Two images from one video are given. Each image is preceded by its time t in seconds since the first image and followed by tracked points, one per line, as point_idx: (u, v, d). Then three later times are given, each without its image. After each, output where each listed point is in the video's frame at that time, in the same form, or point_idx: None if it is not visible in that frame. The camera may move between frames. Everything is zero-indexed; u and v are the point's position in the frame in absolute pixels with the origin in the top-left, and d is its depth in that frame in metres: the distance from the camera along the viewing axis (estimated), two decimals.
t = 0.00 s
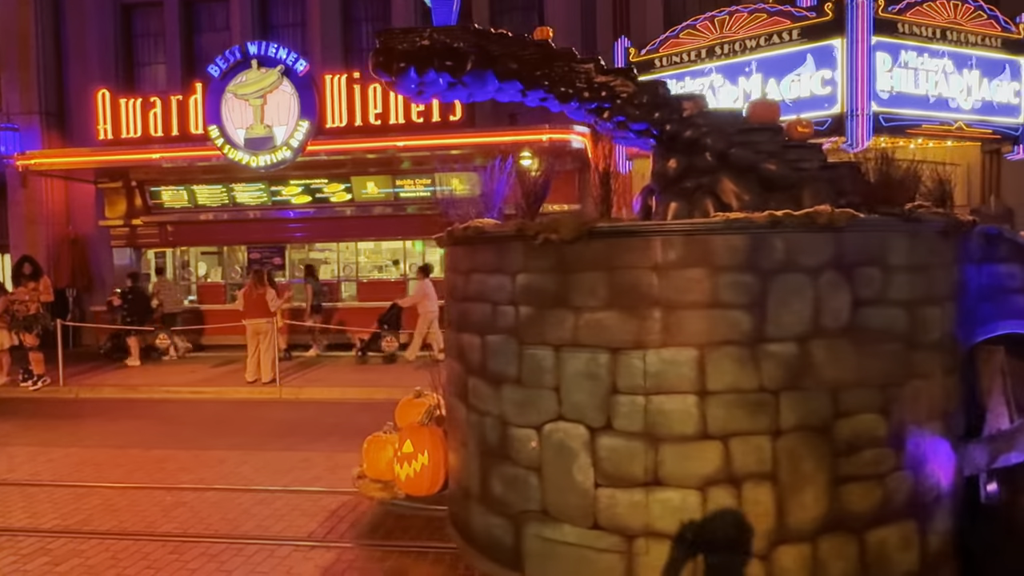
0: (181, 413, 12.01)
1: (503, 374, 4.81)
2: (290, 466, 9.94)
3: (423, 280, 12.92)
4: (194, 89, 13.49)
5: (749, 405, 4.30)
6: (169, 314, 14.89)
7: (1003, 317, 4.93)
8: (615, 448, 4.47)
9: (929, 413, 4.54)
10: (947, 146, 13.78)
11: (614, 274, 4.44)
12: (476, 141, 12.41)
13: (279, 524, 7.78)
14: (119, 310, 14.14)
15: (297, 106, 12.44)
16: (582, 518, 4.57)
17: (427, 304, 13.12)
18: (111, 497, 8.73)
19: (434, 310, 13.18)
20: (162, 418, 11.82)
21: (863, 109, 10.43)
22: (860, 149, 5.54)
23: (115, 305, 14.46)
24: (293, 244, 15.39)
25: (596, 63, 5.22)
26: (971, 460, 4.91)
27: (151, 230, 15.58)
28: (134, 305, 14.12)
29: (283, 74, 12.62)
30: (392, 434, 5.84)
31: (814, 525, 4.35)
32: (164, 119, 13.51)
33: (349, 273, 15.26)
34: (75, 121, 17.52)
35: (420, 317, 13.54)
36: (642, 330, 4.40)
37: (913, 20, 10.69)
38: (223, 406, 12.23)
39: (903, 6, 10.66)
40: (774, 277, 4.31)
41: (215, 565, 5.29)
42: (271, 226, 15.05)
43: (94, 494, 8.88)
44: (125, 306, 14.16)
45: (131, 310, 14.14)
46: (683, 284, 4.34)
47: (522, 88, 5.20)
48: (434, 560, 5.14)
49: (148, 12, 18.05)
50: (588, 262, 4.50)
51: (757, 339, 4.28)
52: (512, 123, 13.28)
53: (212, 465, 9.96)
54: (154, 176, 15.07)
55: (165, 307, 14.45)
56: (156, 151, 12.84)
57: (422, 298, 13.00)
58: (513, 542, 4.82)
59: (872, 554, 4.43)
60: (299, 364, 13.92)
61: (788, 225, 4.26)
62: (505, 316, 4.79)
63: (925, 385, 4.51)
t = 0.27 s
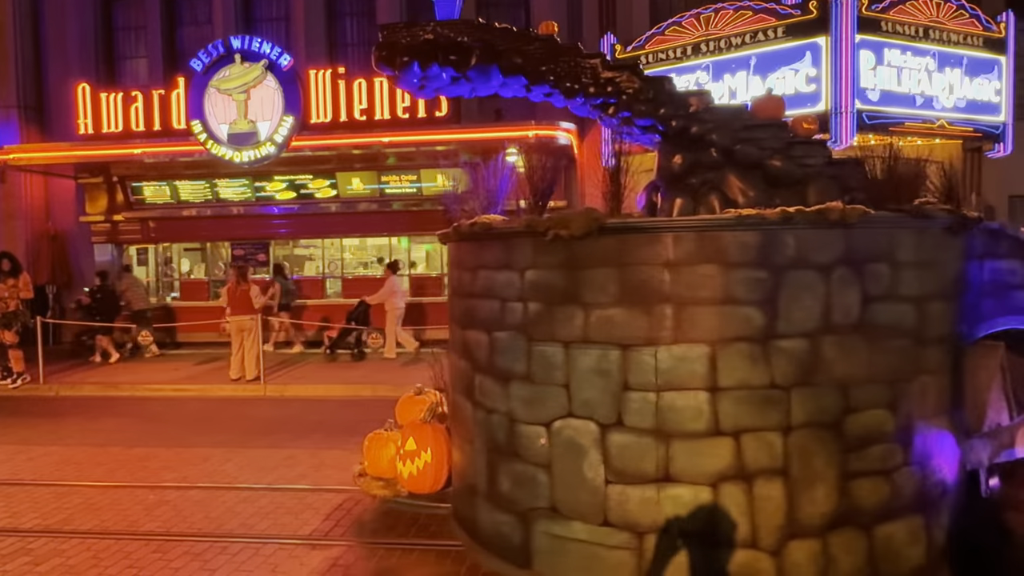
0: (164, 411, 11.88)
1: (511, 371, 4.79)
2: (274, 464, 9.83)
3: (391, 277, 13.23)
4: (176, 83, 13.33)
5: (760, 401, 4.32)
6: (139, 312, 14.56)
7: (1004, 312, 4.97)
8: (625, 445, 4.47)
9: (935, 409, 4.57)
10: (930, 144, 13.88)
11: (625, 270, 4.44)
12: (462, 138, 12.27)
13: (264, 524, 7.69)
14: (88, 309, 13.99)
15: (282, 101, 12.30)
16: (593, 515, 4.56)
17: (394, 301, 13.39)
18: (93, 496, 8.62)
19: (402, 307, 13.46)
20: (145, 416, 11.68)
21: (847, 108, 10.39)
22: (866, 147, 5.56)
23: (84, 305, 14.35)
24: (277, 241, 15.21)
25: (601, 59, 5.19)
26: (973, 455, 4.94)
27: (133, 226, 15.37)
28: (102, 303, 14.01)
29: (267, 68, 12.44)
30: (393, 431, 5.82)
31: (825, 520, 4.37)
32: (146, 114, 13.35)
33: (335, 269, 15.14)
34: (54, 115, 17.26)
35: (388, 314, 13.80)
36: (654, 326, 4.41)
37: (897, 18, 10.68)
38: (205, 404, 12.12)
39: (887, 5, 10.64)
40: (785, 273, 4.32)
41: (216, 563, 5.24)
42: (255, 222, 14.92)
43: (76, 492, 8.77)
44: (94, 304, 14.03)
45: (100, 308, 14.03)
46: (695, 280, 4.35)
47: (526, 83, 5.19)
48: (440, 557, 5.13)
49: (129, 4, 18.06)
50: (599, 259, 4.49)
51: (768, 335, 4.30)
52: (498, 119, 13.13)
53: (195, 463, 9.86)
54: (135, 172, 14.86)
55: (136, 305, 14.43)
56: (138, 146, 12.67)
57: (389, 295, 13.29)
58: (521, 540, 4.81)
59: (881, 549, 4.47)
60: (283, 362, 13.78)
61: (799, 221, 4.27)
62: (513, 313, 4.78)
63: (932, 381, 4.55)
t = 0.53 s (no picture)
0: (142, 410, 11.74)
1: (516, 369, 4.78)
2: (256, 464, 9.73)
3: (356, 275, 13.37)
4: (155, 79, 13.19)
5: (767, 398, 4.33)
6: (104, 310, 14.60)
7: (1001, 310, 5.02)
8: (633, 442, 4.48)
9: (938, 405, 4.61)
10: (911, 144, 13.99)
11: (633, 268, 4.44)
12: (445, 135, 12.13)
13: (243, 523, 7.60)
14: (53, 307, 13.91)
15: (263, 97, 12.13)
16: (599, 513, 4.57)
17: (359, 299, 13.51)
18: (70, 496, 8.49)
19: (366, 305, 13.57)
20: (123, 416, 11.53)
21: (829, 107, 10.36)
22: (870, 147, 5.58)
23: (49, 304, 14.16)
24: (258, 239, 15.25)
25: (604, 55, 5.17)
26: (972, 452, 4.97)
27: (111, 224, 15.13)
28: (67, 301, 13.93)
29: (247, 64, 12.29)
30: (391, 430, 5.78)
31: (830, 516, 4.39)
32: (124, 109, 13.22)
33: (316, 267, 15.19)
34: (30, 110, 17.24)
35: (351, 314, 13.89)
36: (661, 324, 4.41)
37: (876, 19, 10.59)
38: (184, 404, 11.98)
39: (867, 4, 10.52)
40: (793, 271, 4.34)
41: (217, 564, 5.18)
42: (236, 220, 14.81)
43: (54, 493, 8.64)
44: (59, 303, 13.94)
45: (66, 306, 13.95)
46: (701, 277, 4.35)
47: (529, 80, 5.18)
48: (444, 557, 5.11)
49: None
50: (606, 256, 4.49)
51: (775, 332, 4.32)
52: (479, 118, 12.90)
53: (175, 463, 9.74)
54: (113, 168, 14.64)
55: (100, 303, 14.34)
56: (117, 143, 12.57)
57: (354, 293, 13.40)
58: (526, 538, 4.80)
59: (885, 545, 4.50)
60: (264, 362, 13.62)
61: (806, 218, 4.29)
62: (518, 310, 4.77)
63: (935, 378, 4.59)
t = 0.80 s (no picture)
0: (120, 411, 11.57)
1: (522, 367, 4.77)
2: (236, 464, 9.62)
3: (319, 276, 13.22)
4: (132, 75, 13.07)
5: (775, 397, 4.34)
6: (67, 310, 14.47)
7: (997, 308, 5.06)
8: (639, 441, 4.48)
9: (939, 402, 4.65)
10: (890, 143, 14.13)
11: (640, 266, 4.44)
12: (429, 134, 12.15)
13: (222, 524, 7.51)
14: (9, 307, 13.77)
15: (243, 94, 12.02)
16: (605, 511, 4.56)
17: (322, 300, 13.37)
18: (47, 499, 8.35)
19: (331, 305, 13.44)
20: (99, 417, 11.35)
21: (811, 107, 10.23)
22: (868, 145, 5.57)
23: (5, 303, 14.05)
24: (239, 237, 14.99)
25: (606, 53, 5.15)
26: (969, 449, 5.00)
27: (87, 222, 15.04)
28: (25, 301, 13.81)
29: (227, 60, 12.18)
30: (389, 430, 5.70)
31: (835, 514, 4.42)
32: (101, 106, 13.13)
33: (298, 266, 15.04)
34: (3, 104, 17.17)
35: (317, 313, 13.73)
36: (668, 322, 4.41)
37: (857, 19, 10.58)
38: (163, 404, 11.83)
39: (849, 5, 10.51)
40: (798, 269, 4.35)
41: (214, 566, 5.13)
42: (215, 218, 14.70)
43: (30, 496, 8.48)
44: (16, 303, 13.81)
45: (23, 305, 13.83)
46: (706, 275, 4.36)
47: (529, 78, 5.16)
48: (446, 559, 5.11)
49: None
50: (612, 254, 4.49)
51: (781, 330, 4.33)
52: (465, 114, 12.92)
53: (154, 465, 9.61)
54: (90, 165, 14.46)
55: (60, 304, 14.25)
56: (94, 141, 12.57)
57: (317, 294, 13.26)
58: (531, 538, 4.79)
59: (888, 541, 4.53)
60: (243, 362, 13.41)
61: (814, 216, 4.30)
62: (523, 309, 4.76)
63: (937, 375, 4.63)
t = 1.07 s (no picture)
0: (97, 411, 11.39)
1: (529, 366, 4.74)
2: (215, 465, 9.49)
3: (282, 275, 13.09)
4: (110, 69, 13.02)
5: (785, 394, 4.34)
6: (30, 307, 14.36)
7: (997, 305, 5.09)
8: (649, 439, 4.46)
9: (944, 398, 4.67)
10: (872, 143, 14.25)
11: (650, 264, 4.42)
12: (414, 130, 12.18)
13: (203, 525, 7.40)
14: None
15: (223, 90, 11.88)
16: (614, 510, 4.55)
17: (285, 298, 13.21)
18: (25, 501, 8.20)
19: (295, 304, 13.30)
20: (76, 417, 11.16)
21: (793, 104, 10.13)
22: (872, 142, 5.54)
23: None
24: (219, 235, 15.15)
25: (610, 50, 5.12)
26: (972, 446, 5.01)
27: (64, 219, 14.90)
28: None
29: (206, 55, 12.01)
30: (388, 430, 5.64)
31: (844, 511, 4.43)
32: (77, 100, 13.00)
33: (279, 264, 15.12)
34: None
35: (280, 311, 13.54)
36: (678, 320, 4.40)
37: (840, 18, 10.59)
38: (142, 403, 11.67)
39: (832, 4, 10.49)
40: (808, 266, 4.35)
41: (208, 569, 5.06)
42: (196, 216, 14.48)
43: (8, 499, 8.32)
44: None
45: None
46: (716, 273, 4.35)
47: (532, 73, 5.14)
48: (450, 559, 5.08)
49: None
50: (621, 252, 4.48)
51: (791, 327, 4.33)
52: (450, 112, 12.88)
53: (132, 466, 9.45)
54: (67, 161, 14.22)
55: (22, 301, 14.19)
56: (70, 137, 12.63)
57: (279, 292, 13.12)
58: (538, 537, 4.77)
59: (895, 537, 4.55)
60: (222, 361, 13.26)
61: (824, 214, 4.30)
62: (530, 307, 4.73)
63: (942, 372, 4.65)
